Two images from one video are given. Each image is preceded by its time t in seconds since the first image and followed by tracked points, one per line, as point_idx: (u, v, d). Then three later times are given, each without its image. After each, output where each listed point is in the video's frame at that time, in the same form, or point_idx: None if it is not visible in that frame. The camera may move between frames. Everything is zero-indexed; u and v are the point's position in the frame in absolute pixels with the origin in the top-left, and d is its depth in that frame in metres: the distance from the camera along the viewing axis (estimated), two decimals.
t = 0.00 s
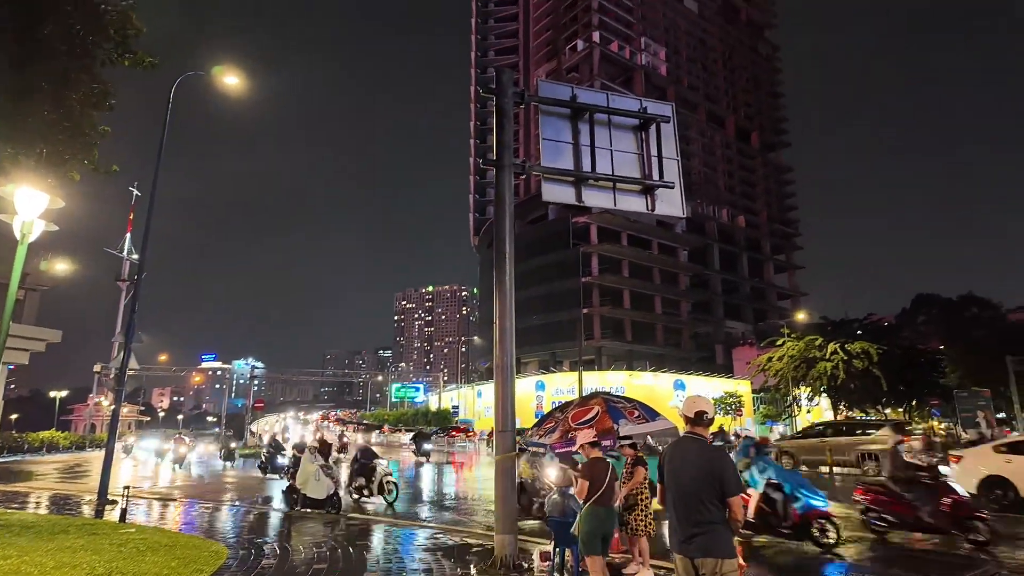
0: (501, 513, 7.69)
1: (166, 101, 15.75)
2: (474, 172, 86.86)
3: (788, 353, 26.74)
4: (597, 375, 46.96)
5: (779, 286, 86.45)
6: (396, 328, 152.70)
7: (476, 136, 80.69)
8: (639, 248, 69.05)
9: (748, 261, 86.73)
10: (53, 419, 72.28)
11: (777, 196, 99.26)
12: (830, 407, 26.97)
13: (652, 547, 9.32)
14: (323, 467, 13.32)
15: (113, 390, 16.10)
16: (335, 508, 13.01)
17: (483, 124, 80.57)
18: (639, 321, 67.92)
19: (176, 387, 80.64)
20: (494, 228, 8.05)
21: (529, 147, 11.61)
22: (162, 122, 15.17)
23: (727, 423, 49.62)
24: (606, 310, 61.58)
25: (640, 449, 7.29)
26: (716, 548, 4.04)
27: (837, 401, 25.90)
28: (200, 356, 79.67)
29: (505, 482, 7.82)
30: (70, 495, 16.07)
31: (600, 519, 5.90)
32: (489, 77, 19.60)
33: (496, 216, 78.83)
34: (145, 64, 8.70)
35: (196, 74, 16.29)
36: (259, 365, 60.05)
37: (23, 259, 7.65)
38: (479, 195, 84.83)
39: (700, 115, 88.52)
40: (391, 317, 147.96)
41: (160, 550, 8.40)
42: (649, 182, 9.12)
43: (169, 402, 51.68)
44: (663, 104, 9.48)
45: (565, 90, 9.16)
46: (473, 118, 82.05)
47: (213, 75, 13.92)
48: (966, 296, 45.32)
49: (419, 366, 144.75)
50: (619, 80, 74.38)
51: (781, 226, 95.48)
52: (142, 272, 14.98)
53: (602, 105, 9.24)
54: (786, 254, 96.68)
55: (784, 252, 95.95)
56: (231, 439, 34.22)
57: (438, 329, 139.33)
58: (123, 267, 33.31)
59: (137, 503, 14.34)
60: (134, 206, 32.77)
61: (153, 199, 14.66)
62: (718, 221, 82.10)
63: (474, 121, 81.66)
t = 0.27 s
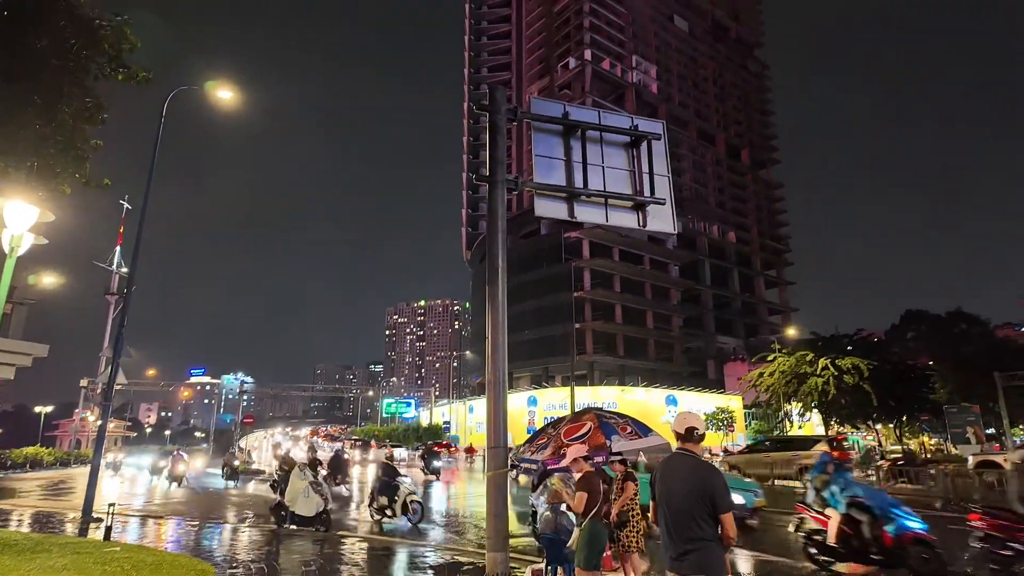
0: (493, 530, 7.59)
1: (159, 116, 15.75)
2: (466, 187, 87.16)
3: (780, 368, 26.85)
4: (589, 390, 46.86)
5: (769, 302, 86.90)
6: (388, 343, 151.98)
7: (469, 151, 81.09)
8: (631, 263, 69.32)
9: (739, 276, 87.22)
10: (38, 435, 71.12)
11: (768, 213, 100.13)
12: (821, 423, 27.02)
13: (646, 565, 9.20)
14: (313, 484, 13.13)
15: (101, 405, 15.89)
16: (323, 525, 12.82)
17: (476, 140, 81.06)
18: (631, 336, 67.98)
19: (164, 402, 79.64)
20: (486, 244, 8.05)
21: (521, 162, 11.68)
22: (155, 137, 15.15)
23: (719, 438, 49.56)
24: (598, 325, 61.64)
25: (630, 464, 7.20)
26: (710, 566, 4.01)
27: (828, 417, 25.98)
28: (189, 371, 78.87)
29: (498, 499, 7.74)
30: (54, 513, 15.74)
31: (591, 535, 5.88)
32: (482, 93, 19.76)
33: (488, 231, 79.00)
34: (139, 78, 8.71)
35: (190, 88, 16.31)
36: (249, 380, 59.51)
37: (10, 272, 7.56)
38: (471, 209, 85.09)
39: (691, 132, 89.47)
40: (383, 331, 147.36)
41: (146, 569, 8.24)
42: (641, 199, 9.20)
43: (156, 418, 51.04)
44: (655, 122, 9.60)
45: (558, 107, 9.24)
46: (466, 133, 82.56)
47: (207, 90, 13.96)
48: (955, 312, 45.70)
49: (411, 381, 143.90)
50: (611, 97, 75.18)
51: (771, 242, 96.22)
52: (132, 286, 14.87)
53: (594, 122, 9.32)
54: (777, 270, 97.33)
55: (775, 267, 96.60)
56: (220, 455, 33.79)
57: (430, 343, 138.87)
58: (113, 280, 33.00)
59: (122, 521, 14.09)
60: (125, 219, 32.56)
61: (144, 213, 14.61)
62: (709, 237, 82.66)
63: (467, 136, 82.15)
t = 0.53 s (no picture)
0: (484, 550, 7.49)
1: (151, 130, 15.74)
2: (459, 203, 87.38)
3: (771, 385, 26.87)
4: (581, 406, 46.71)
5: (760, 318, 87.35)
6: (379, 358, 151.11)
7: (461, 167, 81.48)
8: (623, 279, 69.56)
9: (729, 293, 87.70)
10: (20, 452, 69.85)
11: (758, 230, 101.01)
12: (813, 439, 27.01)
13: None
14: (302, 501, 12.91)
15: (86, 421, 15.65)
16: (312, 543, 12.63)
17: (468, 156, 81.48)
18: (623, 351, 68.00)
19: (151, 418, 78.52)
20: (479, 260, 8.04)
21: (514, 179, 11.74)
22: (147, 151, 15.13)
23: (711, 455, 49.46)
24: (590, 340, 61.66)
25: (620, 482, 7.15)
26: None
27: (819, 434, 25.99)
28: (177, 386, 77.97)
29: (488, 516, 7.67)
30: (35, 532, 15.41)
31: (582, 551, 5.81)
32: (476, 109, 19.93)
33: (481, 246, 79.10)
34: (132, 93, 8.72)
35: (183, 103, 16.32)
36: (238, 395, 58.88)
37: None
38: (464, 225, 85.31)
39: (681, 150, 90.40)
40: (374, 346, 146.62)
41: None
42: (632, 216, 9.28)
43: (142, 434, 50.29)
44: (645, 140, 9.71)
45: (550, 125, 9.33)
46: (459, 149, 83.00)
47: (200, 104, 13.99)
48: (943, 328, 46.10)
49: (401, 397, 142.90)
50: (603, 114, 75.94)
51: (761, 258, 96.95)
52: (120, 300, 14.74)
53: (585, 140, 9.42)
54: (767, 286, 97.96)
55: (765, 284, 97.26)
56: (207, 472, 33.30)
57: (421, 359, 138.21)
58: (101, 294, 32.68)
59: (106, 540, 13.81)
60: (115, 233, 32.37)
61: (133, 227, 14.50)
62: (700, 253, 83.20)
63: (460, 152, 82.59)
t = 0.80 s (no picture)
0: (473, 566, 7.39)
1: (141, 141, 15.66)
2: (449, 216, 87.47)
3: (760, 400, 26.94)
4: (571, 420, 46.58)
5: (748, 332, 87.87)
6: (368, 371, 150.01)
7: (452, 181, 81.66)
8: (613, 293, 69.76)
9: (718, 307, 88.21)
10: None
11: (746, 245, 101.89)
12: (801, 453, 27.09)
13: None
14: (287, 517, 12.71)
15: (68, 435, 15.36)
16: (297, 560, 12.45)
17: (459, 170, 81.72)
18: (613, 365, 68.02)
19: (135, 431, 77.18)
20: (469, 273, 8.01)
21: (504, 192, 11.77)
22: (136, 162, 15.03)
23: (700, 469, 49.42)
24: (580, 354, 61.65)
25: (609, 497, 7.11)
26: None
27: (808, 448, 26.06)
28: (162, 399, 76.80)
29: (477, 532, 7.57)
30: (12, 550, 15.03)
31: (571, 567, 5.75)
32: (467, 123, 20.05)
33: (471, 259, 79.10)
34: (122, 104, 8.71)
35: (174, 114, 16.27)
36: (224, 409, 58.11)
37: None
38: (454, 238, 85.31)
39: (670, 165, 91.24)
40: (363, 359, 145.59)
41: None
42: (622, 230, 9.33)
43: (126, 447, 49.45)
44: (635, 155, 9.81)
45: (540, 140, 9.39)
46: (450, 163, 83.26)
47: (190, 116, 13.95)
48: (929, 343, 46.57)
49: (390, 410, 141.71)
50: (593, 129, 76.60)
51: (750, 273, 97.73)
52: (105, 312, 14.55)
53: (575, 154, 9.50)
54: (755, 301, 98.63)
55: (753, 298, 97.93)
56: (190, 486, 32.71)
57: (410, 372, 137.34)
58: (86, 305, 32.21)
59: (86, 557, 13.51)
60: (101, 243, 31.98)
61: (119, 238, 14.33)
62: (689, 267, 83.72)
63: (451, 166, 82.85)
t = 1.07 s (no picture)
0: None
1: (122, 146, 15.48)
2: (436, 225, 87.38)
3: (743, 411, 27.12)
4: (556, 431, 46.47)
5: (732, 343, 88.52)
6: (352, 381, 148.62)
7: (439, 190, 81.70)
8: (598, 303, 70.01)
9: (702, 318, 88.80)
10: None
11: (729, 257, 102.88)
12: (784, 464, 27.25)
13: None
14: (266, 528, 12.48)
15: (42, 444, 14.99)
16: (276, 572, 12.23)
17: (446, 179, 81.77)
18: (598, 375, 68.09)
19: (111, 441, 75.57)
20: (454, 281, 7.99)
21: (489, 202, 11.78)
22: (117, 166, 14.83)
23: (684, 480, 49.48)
24: (565, 364, 61.68)
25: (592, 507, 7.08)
26: None
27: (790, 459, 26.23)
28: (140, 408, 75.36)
29: (459, 544, 7.49)
30: None
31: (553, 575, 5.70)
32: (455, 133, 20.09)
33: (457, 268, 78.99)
34: (105, 108, 8.63)
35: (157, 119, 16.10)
36: (204, 418, 57.20)
37: None
38: (440, 247, 85.19)
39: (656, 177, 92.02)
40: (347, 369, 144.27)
41: None
42: (607, 240, 9.37)
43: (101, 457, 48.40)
44: (620, 166, 9.89)
45: (527, 150, 9.44)
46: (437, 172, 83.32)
47: (174, 122, 13.84)
48: (908, 355, 47.20)
49: (374, 421, 140.35)
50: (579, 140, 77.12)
51: (733, 285, 98.63)
52: (83, 319, 14.28)
53: (561, 165, 9.55)
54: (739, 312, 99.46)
55: (736, 310, 98.77)
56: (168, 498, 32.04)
57: (395, 382, 136.27)
58: (64, 312, 31.61)
59: (58, 570, 13.14)
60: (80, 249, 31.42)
61: (99, 244, 14.09)
62: (673, 278, 84.31)
63: (438, 175, 82.92)
